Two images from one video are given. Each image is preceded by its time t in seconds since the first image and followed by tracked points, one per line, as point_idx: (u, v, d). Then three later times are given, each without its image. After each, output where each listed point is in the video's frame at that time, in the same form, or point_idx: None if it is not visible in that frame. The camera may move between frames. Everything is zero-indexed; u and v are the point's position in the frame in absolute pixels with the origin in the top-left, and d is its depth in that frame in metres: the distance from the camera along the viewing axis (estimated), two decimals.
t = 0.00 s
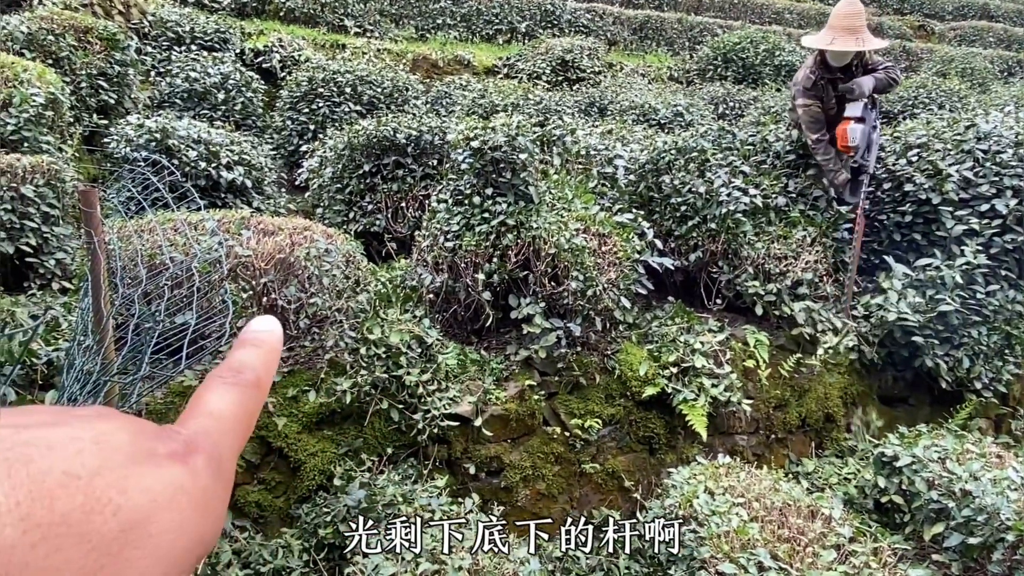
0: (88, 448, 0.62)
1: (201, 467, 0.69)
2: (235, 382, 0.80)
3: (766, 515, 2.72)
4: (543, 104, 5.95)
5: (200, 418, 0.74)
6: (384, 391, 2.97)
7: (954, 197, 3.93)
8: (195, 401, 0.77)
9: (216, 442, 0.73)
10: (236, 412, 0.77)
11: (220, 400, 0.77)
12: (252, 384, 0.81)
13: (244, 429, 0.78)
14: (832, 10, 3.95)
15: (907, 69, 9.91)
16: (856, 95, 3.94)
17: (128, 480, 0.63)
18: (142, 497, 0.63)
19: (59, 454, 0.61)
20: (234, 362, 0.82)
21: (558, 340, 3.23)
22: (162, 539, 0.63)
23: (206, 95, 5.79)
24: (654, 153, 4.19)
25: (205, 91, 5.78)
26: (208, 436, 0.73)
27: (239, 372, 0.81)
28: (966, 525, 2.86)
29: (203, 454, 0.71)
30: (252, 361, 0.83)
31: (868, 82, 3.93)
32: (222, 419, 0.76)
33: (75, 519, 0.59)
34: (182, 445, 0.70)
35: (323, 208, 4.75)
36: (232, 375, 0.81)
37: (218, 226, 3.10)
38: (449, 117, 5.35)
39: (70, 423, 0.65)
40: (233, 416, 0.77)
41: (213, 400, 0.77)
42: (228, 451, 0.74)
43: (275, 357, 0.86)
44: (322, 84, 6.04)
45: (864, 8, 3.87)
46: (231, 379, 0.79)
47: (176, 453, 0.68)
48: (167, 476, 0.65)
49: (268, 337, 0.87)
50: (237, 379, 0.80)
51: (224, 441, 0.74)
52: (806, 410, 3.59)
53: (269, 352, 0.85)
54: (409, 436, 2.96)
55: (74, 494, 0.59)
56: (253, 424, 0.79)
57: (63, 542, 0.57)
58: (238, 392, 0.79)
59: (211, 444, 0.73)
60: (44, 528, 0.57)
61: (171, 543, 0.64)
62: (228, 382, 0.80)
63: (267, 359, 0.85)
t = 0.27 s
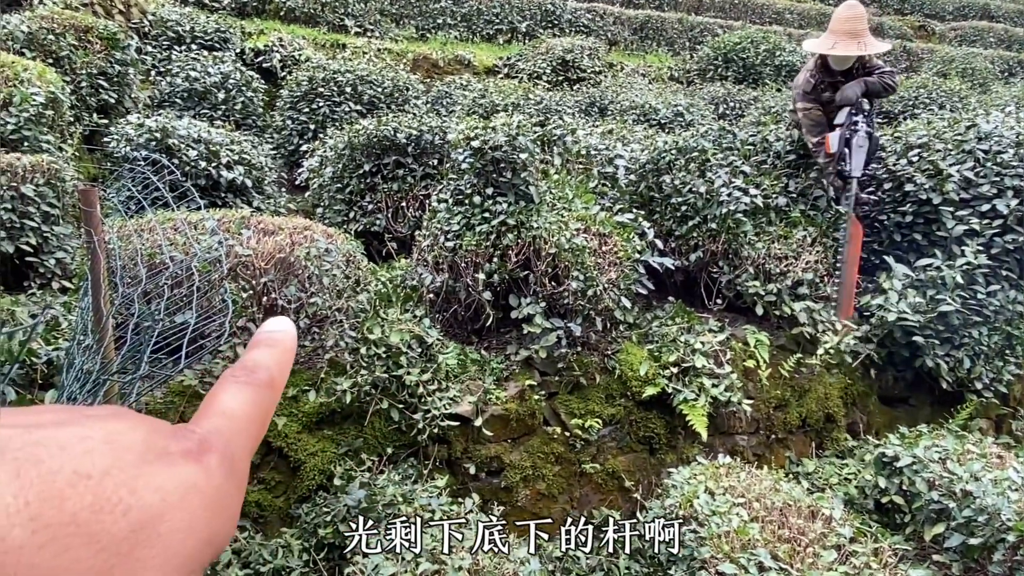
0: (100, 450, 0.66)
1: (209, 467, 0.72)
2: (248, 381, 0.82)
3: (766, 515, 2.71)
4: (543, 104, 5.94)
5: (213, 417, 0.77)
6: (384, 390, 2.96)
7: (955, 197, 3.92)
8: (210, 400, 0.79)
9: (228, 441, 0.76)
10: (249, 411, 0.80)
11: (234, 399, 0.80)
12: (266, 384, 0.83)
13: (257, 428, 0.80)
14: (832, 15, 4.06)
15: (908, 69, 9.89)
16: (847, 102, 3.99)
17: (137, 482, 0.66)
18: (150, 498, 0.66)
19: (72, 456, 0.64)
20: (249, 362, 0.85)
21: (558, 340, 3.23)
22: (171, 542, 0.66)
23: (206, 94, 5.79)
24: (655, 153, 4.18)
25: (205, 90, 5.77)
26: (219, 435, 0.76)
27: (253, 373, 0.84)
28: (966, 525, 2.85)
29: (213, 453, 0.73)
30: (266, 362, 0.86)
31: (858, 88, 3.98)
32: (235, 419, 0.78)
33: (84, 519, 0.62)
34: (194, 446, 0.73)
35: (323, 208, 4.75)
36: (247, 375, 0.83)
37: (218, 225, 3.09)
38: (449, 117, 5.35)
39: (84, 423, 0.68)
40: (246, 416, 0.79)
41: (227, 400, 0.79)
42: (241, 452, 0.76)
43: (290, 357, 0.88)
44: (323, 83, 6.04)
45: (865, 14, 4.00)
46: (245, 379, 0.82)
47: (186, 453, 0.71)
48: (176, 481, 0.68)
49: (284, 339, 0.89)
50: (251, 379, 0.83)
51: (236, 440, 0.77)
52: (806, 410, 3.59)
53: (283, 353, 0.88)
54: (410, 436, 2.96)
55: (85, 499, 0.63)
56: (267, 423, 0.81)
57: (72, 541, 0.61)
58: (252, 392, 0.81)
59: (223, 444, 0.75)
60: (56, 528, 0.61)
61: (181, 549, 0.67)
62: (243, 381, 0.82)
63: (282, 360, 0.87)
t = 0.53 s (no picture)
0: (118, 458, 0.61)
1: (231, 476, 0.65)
2: (286, 387, 0.76)
3: (760, 516, 2.72)
4: (538, 105, 5.94)
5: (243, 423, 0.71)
6: (378, 391, 2.96)
7: (948, 197, 3.94)
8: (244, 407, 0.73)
9: (257, 449, 0.69)
10: (284, 419, 0.73)
11: (269, 405, 0.73)
12: (303, 390, 0.76)
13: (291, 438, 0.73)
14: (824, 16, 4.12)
15: (901, 69, 9.92)
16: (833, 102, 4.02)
17: (152, 492, 0.61)
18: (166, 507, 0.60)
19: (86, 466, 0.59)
20: (290, 368, 0.79)
21: (553, 340, 3.23)
22: (184, 557, 0.60)
23: (200, 94, 5.76)
24: (649, 154, 4.19)
25: (198, 90, 5.75)
26: (248, 441, 0.69)
27: (293, 378, 0.77)
28: (959, 525, 2.86)
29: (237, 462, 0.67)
30: (309, 371, 0.79)
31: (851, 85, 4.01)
32: (267, 425, 0.71)
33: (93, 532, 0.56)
34: (216, 452, 0.67)
35: (317, 208, 4.74)
36: (286, 380, 0.77)
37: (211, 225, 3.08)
38: (443, 117, 5.34)
39: (108, 431, 0.64)
40: (279, 423, 0.72)
41: (262, 405, 0.73)
42: (270, 459, 0.70)
43: (332, 363, 0.82)
44: (317, 83, 6.03)
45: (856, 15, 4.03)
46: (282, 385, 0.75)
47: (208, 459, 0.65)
48: (194, 489, 0.62)
49: (330, 347, 0.83)
50: (290, 384, 0.76)
51: (266, 446, 0.70)
52: (800, 410, 3.59)
53: (327, 360, 0.81)
54: (404, 436, 2.96)
55: (96, 509, 0.58)
56: (303, 433, 0.74)
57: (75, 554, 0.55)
58: (287, 397, 0.74)
59: (250, 449, 0.68)
60: (65, 545, 0.55)
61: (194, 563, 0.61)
62: (280, 386, 0.76)
63: (325, 368, 0.80)
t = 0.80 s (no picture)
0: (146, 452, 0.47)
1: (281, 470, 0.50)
2: (364, 353, 0.57)
3: (747, 514, 2.73)
4: (526, 104, 5.94)
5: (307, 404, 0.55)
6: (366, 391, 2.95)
7: (932, 197, 3.99)
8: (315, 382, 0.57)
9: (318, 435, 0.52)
10: (360, 396, 0.55)
11: (344, 379, 0.56)
12: (385, 356, 0.57)
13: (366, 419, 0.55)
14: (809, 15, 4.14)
15: (886, 71, 10.00)
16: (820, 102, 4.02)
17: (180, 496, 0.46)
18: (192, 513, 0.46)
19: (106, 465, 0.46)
20: (378, 329, 0.60)
21: (541, 339, 3.23)
22: None
23: (186, 92, 5.72)
24: (636, 154, 4.21)
25: (184, 88, 5.71)
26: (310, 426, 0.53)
27: (376, 342, 0.58)
28: (943, 522, 2.90)
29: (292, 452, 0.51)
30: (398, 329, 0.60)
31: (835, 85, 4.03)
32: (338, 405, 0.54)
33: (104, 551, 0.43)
34: (272, 439, 0.51)
35: (305, 207, 4.72)
36: (368, 344, 0.58)
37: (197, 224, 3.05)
38: (432, 116, 5.33)
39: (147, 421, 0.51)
40: (354, 405, 0.55)
41: (335, 380, 0.56)
42: (338, 450, 0.54)
43: (429, 322, 0.61)
44: (304, 82, 5.99)
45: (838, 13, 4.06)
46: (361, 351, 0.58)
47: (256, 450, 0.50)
48: (243, 491, 0.47)
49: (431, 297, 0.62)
50: (372, 349, 0.58)
51: (328, 433, 0.53)
52: (786, 408, 3.62)
53: (421, 316, 0.61)
54: (392, 436, 2.95)
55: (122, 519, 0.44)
56: (385, 412, 0.57)
57: None
58: (365, 370, 0.56)
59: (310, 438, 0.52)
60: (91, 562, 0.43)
61: None
62: (358, 353, 0.58)
63: (422, 326, 0.60)
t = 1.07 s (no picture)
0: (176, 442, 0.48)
1: (309, 457, 0.51)
2: (389, 341, 0.58)
3: (725, 510, 2.76)
4: (505, 102, 5.94)
5: (334, 391, 0.56)
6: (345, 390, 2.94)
7: (906, 196, 4.05)
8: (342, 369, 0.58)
9: (344, 422, 0.54)
10: (385, 382, 0.56)
11: (370, 367, 0.57)
12: (411, 342, 0.58)
13: (390, 407, 0.56)
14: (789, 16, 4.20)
15: (860, 70, 10.13)
16: (802, 104, 4.13)
17: (213, 485, 0.47)
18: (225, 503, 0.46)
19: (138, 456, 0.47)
20: (402, 314, 0.60)
21: (520, 338, 3.24)
22: (263, 563, 0.47)
23: (161, 89, 5.63)
24: (615, 152, 4.23)
25: (160, 85, 5.62)
26: (338, 415, 0.54)
27: (401, 327, 0.59)
28: (917, 516, 2.95)
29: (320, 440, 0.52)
30: (423, 315, 0.60)
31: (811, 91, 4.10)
32: (365, 393, 0.55)
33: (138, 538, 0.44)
34: (300, 427, 0.52)
35: (283, 205, 4.68)
36: (393, 330, 0.59)
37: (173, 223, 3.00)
38: (411, 113, 5.31)
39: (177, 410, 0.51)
40: (378, 391, 0.56)
41: (361, 367, 0.57)
42: (362, 435, 0.55)
43: (455, 307, 0.62)
44: (282, 79, 5.94)
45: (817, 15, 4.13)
46: (387, 337, 0.58)
47: (286, 439, 0.51)
48: (272, 477, 0.48)
49: (454, 285, 0.63)
50: (397, 335, 0.58)
51: (356, 421, 0.54)
52: (764, 404, 3.67)
53: (445, 303, 0.62)
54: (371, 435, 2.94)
55: (159, 510, 0.45)
56: (409, 399, 0.58)
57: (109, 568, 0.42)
58: (388, 356, 0.57)
59: (338, 425, 0.53)
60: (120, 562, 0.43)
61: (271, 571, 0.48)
62: (382, 340, 0.58)
63: (446, 312, 0.61)
